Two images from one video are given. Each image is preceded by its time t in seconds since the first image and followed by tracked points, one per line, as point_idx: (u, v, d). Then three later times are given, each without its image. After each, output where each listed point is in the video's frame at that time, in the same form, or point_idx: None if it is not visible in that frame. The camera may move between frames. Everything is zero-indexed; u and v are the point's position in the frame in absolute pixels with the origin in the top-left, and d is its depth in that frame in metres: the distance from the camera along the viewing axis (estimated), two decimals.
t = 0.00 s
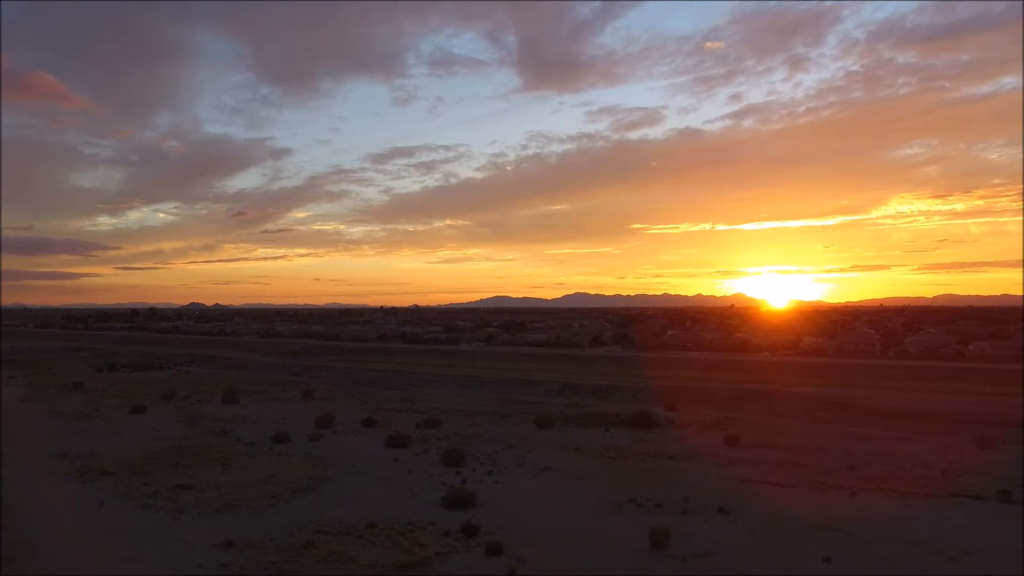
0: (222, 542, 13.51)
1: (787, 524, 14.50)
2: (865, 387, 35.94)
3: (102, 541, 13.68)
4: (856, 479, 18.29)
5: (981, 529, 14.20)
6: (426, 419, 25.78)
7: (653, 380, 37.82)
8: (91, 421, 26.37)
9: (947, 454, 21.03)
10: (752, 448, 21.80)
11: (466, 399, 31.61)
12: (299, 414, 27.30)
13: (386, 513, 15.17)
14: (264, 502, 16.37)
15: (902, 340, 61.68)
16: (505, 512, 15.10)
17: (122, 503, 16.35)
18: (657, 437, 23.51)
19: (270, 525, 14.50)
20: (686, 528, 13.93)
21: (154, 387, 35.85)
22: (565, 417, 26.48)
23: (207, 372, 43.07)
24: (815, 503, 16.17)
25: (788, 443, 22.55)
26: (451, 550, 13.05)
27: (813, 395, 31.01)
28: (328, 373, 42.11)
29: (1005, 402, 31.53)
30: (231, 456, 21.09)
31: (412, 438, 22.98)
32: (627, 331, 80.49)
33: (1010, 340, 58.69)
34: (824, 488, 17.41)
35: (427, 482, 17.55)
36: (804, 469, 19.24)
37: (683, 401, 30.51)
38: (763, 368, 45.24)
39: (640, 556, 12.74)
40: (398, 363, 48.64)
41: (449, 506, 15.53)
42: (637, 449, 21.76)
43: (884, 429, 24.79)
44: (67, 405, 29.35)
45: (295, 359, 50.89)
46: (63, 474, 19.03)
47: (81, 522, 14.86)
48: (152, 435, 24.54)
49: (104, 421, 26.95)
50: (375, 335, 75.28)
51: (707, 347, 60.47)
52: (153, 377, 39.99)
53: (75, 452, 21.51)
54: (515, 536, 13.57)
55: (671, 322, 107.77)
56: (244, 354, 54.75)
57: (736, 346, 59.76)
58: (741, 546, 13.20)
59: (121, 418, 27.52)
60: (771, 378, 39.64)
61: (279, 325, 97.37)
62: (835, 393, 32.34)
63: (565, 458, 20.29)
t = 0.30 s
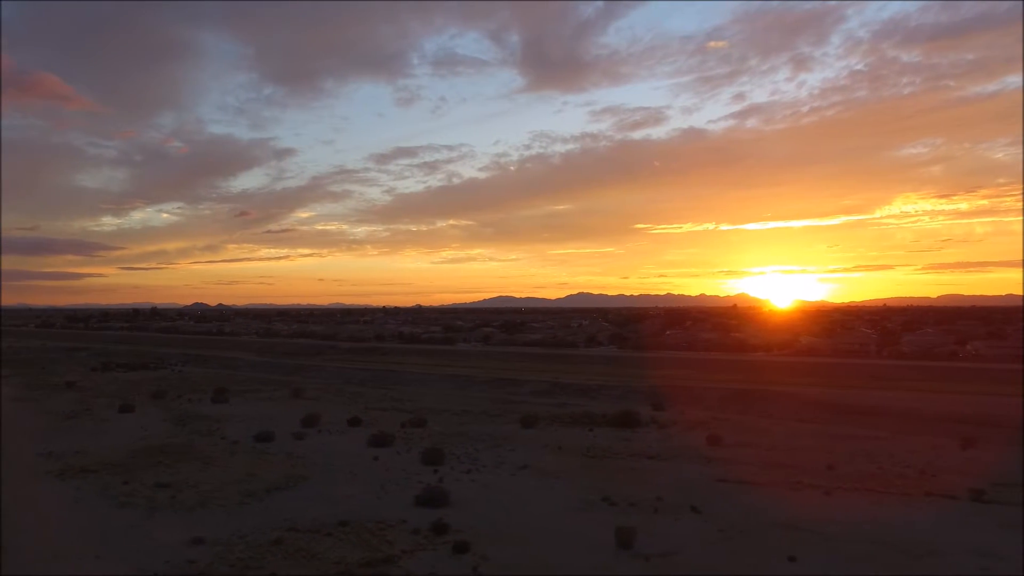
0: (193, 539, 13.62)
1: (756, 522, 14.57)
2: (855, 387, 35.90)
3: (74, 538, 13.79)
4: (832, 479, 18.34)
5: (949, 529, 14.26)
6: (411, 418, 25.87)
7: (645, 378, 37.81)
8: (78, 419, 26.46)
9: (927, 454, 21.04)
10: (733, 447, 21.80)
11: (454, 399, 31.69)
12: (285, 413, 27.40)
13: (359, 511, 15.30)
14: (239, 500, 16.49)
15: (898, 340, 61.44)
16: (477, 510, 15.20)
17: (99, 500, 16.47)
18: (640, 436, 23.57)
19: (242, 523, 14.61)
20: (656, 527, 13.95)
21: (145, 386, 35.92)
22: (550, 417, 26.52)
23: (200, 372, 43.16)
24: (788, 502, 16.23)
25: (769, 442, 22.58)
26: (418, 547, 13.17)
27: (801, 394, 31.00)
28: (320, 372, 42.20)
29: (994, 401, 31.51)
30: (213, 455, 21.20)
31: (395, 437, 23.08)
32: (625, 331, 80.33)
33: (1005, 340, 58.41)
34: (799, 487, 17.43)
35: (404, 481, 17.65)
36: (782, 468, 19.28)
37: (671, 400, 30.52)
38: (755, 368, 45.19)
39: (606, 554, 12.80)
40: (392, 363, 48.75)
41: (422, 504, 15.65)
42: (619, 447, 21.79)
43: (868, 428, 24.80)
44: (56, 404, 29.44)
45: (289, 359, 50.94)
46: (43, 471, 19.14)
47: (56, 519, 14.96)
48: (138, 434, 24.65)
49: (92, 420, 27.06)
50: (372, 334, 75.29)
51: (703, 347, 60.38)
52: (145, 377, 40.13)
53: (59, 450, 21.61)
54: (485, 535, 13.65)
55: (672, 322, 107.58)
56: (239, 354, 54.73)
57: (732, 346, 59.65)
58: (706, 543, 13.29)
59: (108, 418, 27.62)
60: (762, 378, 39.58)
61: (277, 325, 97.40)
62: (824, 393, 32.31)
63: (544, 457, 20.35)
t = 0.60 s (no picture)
0: (162, 537, 13.71)
1: (725, 521, 14.56)
2: (845, 387, 35.79)
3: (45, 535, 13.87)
4: (809, 478, 18.31)
5: (917, 528, 14.21)
6: (396, 418, 25.92)
7: (635, 377, 37.81)
8: (65, 419, 26.57)
9: (907, 453, 21.03)
10: (713, 447, 21.80)
11: (442, 399, 31.74)
12: (272, 413, 27.48)
13: (331, 510, 15.38)
14: (214, 498, 16.58)
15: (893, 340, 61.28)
16: (447, 509, 15.23)
17: (75, 498, 16.56)
18: (622, 435, 23.58)
19: (213, 521, 14.69)
20: (624, 526, 13.94)
21: (136, 386, 36.00)
22: (535, 416, 26.54)
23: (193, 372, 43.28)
24: (761, 501, 16.20)
25: (751, 442, 22.58)
26: (384, 545, 13.20)
27: (789, 394, 30.97)
28: (313, 372, 42.32)
29: (982, 400, 31.42)
30: (194, 454, 21.29)
31: (377, 436, 23.14)
32: (622, 330, 80.32)
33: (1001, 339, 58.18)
34: (773, 487, 17.43)
35: (380, 480, 17.72)
36: (759, 468, 19.27)
37: (658, 399, 30.51)
38: (748, 368, 45.12)
39: (569, 552, 12.82)
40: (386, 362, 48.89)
41: (394, 502, 15.71)
42: (600, 447, 21.80)
43: (853, 428, 24.73)
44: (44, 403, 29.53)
45: (283, 359, 51.03)
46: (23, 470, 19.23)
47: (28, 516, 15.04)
48: (123, 433, 24.74)
49: (79, 419, 27.16)
50: (369, 334, 75.36)
51: (699, 346, 60.28)
52: (139, 377, 40.34)
53: (41, 449, 21.71)
54: (452, 533, 13.68)
55: (670, 322, 107.49)
56: (234, 353, 54.82)
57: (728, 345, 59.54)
58: (672, 541, 13.27)
59: (95, 417, 27.72)
60: (753, 377, 39.53)
61: (276, 325, 97.58)
62: (812, 392, 32.27)
63: (523, 457, 20.37)
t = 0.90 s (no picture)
0: (131, 534, 13.79)
1: (694, 520, 14.58)
2: (833, 386, 35.68)
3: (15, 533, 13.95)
4: (784, 478, 18.30)
5: (885, 527, 14.19)
6: (379, 418, 25.97)
7: (625, 377, 37.82)
8: (50, 418, 26.63)
9: (886, 453, 21.00)
10: (693, 447, 21.78)
11: (428, 398, 31.77)
12: (257, 412, 27.56)
13: (302, 508, 15.45)
14: (188, 497, 16.66)
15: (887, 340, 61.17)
16: (417, 508, 15.25)
17: (50, 497, 16.64)
18: (603, 434, 23.56)
19: (184, 519, 14.77)
20: (591, 525, 13.93)
21: (126, 386, 36.05)
22: (519, 416, 26.55)
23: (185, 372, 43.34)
24: (734, 500, 16.18)
25: (731, 442, 22.55)
26: (350, 543, 13.30)
27: (775, 394, 30.94)
28: (304, 372, 42.36)
29: (970, 400, 31.35)
30: (175, 453, 21.36)
31: (359, 436, 23.19)
32: (618, 330, 80.26)
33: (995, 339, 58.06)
34: (747, 487, 17.41)
35: (355, 479, 17.78)
36: (736, 468, 19.26)
37: (645, 399, 30.50)
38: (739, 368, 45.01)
39: (533, 551, 12.82)
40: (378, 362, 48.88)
41: (366, 502, 15.77)
42: (579, 446, 21.80)
43: (835, 427, 24.66)
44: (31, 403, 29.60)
45: (276, 359, 51.07)
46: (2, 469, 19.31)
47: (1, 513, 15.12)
48: (107, 433, 24.80)
49: (65, 419, 27.23)
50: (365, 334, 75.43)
51: (692, 346, 60.15)
52: (131, 376, 40.45)
53: (23, 448, 21.80)
54: (418, 532, 13.71)
55: (668, 322, 107.48)
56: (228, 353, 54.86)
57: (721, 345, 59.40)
58: (637, 540, 13.31)
59: (81, 417, 27.79)
60: (743, 377, 39.51)
61: (273, 325, 97.77)
62: (799, 392, 32.24)
63: (501, 456, 20.39)
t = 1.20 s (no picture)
0: (99, 532, 13.84)
1: (662, 518, 14.59)
2: (821, 387, 35.62)
3: None
4: (759, 478, 18.30)
5: (852, 527, 14.16)
6: (362, 418, 26.02)
7: (614, 376, 37.78)
8: (36, 418, 26.70)
9: (864, 453, 20.97)
10: (673, 446, 21.77)
11: (415, 399, 31.81)
12: (242, 412, 27.65)
13: (273, 507, 15.49)
14: (162, 496, 16.72)
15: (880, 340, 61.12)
16: (387, 508, 15.26)
17: (24, 496, 16.70)
18: (584, 434, 23.56)
19: (155, 518, 14.82)
20: (558, 523, 13.93)
21: (116, 386, 36.12)
22: (503, 416, 26.58)
23: (176, 372, 43.43)
24: (706, 498, 16.18)
25: (712, 442, 22.52)
26: (315, 541, 13.37)
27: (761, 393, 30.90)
28: (296, 373, 42.43)
29: (956, 400, 31.32)
30: (155, 452, 21.41)
31: (340, 435, 23.26)
32: (614, 330, 80.31)
33: (987, 339, 58.05)
34: (721, 486, 17.40)
35: (330, 478, 17.82)
36: (713, 468, 19.22)
37: (630, 398, 30.50)
38: (730, 368, 44.96)
39: (498, 549, 12.80)
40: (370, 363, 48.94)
41: (337, 501, 15.82)
42: (558, 446, 21.80)
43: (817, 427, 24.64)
44: (19, 403, 29.65)
45: (269, 359, 51.12)
46: None
47: None
48: (91, 432, 24.88)
49: (51, 419, 27.31)
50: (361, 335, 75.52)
51: (686, 347, 60.09)
52: (122, 376, 40.61)
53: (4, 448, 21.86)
54: (384, 531, 13.73)
55: (665, 322, 107.48)
56: (222, 354, 54.91)
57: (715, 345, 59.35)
58: (601, 538, 13.32)
59: (67, 417, 27.86)
60: (732, 377, 39.50)
61: (271, 326, 98.04)
62: (785, 392, 32.22)
63: (479, 456, 20.40)
